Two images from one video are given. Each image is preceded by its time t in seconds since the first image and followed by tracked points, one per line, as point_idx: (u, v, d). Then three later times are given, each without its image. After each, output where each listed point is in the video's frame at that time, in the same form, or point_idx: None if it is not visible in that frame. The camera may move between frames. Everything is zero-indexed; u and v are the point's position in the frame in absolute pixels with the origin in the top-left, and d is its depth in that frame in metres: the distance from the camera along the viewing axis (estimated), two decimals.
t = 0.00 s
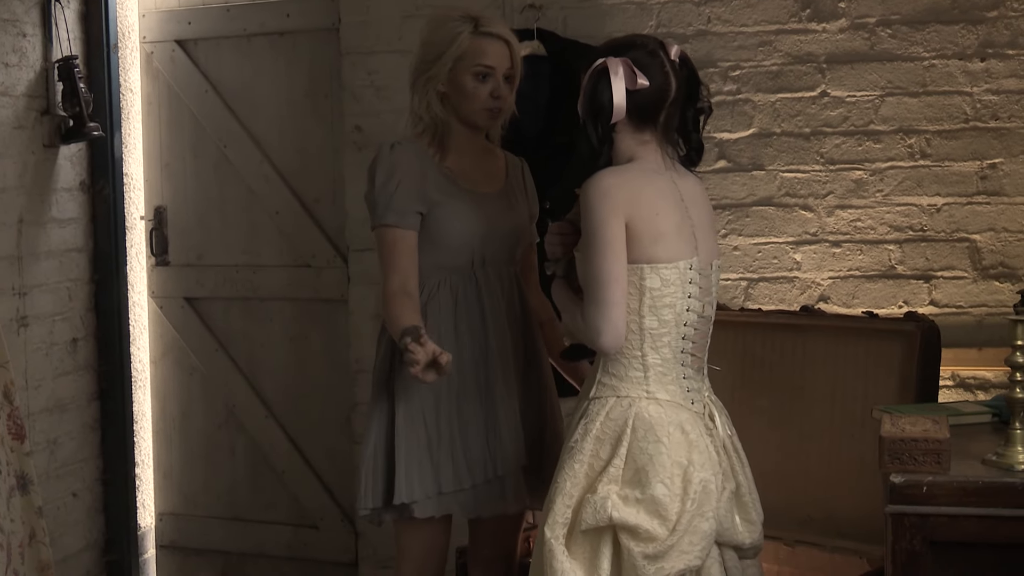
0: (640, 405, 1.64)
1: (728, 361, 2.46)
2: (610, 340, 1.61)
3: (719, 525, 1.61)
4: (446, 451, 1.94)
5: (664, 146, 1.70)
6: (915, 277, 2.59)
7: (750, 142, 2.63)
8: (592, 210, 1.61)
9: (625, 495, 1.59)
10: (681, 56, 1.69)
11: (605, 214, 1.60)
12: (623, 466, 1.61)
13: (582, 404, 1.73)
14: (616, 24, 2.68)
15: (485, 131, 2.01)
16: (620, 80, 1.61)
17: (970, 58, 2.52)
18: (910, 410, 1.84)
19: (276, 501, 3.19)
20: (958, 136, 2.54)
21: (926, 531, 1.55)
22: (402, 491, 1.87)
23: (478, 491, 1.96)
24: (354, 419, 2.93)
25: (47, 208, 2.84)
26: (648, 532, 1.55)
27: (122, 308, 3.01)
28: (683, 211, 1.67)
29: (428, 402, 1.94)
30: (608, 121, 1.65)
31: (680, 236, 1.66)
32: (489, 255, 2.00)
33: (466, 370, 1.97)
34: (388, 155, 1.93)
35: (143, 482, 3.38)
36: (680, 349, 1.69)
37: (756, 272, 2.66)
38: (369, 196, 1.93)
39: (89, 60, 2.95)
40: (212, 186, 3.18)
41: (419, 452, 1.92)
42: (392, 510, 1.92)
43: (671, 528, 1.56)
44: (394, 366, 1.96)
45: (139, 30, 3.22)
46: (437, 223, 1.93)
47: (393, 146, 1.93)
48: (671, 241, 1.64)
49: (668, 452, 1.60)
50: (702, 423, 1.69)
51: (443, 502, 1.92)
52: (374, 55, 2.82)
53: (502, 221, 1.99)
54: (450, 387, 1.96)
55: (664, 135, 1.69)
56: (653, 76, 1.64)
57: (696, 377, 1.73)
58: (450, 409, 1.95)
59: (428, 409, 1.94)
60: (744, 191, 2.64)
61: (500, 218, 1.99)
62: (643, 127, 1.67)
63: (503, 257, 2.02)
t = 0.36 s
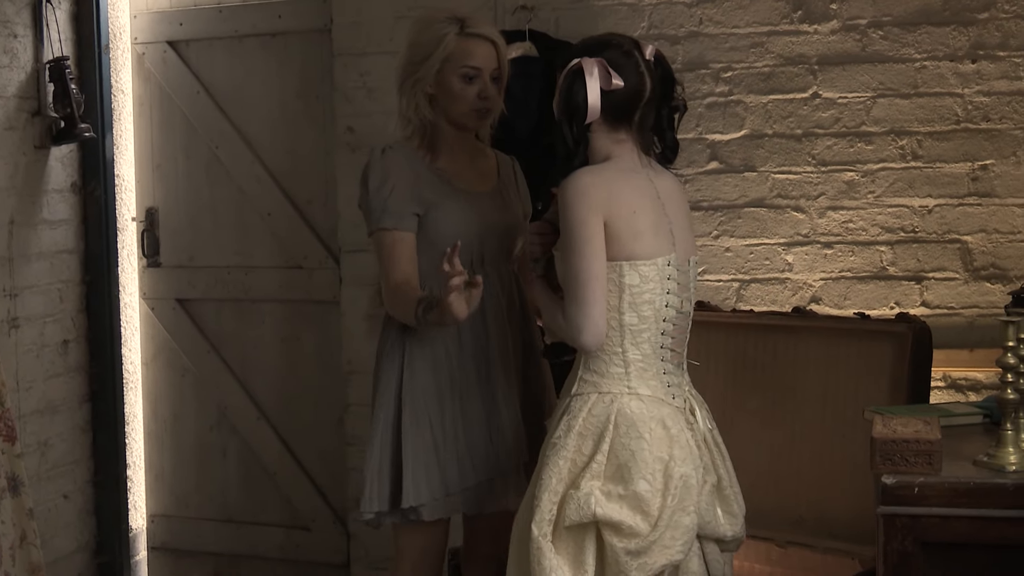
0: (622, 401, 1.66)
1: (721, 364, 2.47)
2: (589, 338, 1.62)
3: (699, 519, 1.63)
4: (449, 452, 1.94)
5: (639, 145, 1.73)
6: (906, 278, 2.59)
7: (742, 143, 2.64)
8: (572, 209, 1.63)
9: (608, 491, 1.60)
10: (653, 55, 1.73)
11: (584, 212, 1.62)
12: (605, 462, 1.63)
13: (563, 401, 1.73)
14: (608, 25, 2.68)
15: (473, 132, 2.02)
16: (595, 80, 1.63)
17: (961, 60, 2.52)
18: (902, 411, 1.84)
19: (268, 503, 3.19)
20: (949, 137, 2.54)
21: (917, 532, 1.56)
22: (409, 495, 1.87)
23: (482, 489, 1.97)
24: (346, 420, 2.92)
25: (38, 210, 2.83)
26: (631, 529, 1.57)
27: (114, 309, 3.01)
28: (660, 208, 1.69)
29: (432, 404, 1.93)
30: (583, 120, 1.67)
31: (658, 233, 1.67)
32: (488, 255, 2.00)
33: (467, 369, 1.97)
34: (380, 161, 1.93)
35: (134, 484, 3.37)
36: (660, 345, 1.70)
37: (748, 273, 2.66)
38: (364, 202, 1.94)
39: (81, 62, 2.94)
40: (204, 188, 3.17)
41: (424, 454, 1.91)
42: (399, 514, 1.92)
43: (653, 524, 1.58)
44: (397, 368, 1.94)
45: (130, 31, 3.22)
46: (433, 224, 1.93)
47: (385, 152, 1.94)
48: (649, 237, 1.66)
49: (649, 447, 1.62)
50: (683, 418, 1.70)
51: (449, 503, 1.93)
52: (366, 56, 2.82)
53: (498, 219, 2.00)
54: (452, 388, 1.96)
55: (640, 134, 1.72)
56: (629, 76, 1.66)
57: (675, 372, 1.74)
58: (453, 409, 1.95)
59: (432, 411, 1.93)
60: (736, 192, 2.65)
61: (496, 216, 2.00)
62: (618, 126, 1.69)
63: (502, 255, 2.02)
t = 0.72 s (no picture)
0: (592, 403, 1.66)
1: (715, 364, 2.47)
2: (555, 339, 1.62)
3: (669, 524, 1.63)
4: (457, 452, 1.95)
5: (615, 147, 1.73)
6: (900, 280, 2.60)
7: (736, 145, 2.64)
8: (543, 209, 1.63)
9: (577, 494, 1.61)
10: (633, 56, 1.72)
11: (554, 213, 1.62)
12: (574, 465, 1.63)
13: (536, 405, 1.74)
14: (602, 26, 2.68)
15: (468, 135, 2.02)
16: (565, 79, 1.62)
17: (954, 62, 2.52)
18: (896, 413, 1.84)
19: (262, 506, 3.18)
20: (943, 139, 2.54)
21: (911, 534, 1.56)
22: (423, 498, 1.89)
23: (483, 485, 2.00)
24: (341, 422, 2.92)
25: (31, 212, 2.83)
26: (598, 532, 1.57)
27: (107, 311, 3.01)
28: (634, 210, 1.69)
29: (439, 405, 1.94)
30: (553, 119, 1.66)
31: (630, 235, 1.67)
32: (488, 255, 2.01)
33: (470, 368, 1.98)
34: (373, 168, 1.95)
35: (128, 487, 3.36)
36: (632, 349, 1.70)
37: (742, 275, 2.67)
38: (359, 210, 1.96)
39: (74, 63, 2.94)
40: (197, 190, 3.17)
41: (433, 455, 1.92)
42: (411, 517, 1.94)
43: (621, 527, 1.58)
44: (403, 371, 1.94)
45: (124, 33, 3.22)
46: (430, 225, 1.94)
47: (378, 159, 1.96)
48: (620, 239, 1.66)
49: (618, 451, 1.62)
50: (655, 422, 1.70)
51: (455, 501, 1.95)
52: (360, 58, 2.82)
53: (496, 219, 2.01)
54: (457, 388, 1.96)
55: (616, 134, 1.72)
56: (602, 77, 1.66)
57: (650, 375, 1.74)
58: (459, 409, 1.96)
59: (440, 412, 1.94)
60: (730, 194, 2.65)
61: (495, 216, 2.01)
62: (592, 127, 1.70)
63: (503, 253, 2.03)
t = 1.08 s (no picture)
0: (568, 410, 1.66)
1: (712, 367, 2.47)
2: (531, 346, 1.64)
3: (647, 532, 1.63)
4: (460, 457, 1.95)
5: (596, 150, 1.72)
6: (897, 282, 2.60)
7: (732, 147, 2.64)
8: (519, 216, 1.63)
9: (551, 501, 1.61)
10: (614, 58, 1.71)
11: (529, 220, 1.62)
12: (549, 473, 1.64)
13: (514, 412, 1.75)
14: (600, 28, 2.68)
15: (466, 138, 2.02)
16: (540, 82, 1.63)
17: (951, 64, 2.53)
18: (894, 415, 1.85)
19: (259, 509, 3.18)
20: (939, 141, 2.54)
21: (909, 535, 1.56)
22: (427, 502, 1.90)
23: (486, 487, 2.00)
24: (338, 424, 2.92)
25: (28, 214, 2.83)
26: (571, 540, 1.57)
27: (104, 313, 3.01)
28: (613, 215, 1.68)
29: (441, 409, 1.94)
30: (528, 121, 1.66)
31: (608, 241, 1.67)
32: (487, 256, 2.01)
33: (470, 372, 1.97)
34: (369, 173, 1.97)
35: (126, 490, 3.36)
36: (611, 355, 1.70)
37: (739, 278, 2.67)
38: (358, 217, 1.96)
39: (71, 65, 2.94)
40: (194, 192, 3.17)
41: (436, 459, 1.92)
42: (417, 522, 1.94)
43: (595, 535, 1.58)
44: (404, 377, 1.95)
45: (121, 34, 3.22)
46: (427, 230, 1.94)
47: (375, 164, 1.98)
48: (597, 245, 1.65)
49: (593, 459, 1.61)
50: (635, 428, 1.70)
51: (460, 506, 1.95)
52: (356, 60, 2.82)
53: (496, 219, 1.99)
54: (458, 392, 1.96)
55: (597, 137, 1.72)
56: (580, 80, 1.65)
57: (631, 382, 1.74)
58: (461, 412, 1.95)
59: (441, 417, 1.94)
60: (727, 196, 2.65)
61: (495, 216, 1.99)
62: (571, 129, 1.69)
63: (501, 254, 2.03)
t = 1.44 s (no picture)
0: (559, 413, 1.66)
1: (710, 369, 2.48)
2: (523, 349, 1.63)
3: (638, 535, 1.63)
4: (456, 459, 1.95)
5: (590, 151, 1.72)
6: (895, 284, 2.60)
7: (731, 149, 2.64)
8: (512, 219, 1.63)
9: (541, 505, 1.61)
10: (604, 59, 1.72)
11: (522, 223, 1.62)
12: (540, 476, 1.64)
13: (506, 415, 1.75)
14: (599, 30, 2.68)
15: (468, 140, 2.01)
16: (532, 84, 1.62)
17: (949, 66, 2.53)
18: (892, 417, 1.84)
19: (257, 510, 3.18)
20: (938, 143, 2.55)
21: (907, 538, 1.56)
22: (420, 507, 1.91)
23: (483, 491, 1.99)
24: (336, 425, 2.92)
25: (26, 216, 2.83)
26: (562, 543, 1.57)
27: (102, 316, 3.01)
28: (606, 219, 1.68)
29: (437, 412, 1.94)
30: (521, 123, 1.66)
31: (601, 245, 1.67)
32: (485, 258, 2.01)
33: (466, 374, 1.97)
34: (370, 176, 1.98)
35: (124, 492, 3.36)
36: (603, 358, 1.70)
37: (737, 279, 2.67)
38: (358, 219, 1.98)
39: (70, 67, 2.94)
40: (193, 194, 3.17)
41: (432, 462, 1.93)
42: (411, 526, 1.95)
43: (586, 539, 1.58)
44: (400, 380, 1.95)
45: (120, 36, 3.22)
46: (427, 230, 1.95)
47: (375, 168, 1.98)
48: (590, 249, 1.66)
49: (584, 462, 1.62)
50: (626, 431, 1.70)
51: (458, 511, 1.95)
52: (356, 62, 2.82)
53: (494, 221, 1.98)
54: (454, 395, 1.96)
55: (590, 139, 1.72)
56: (573, 82, 1.65)
57: (623, 385, 1.74)
58: (456, 415, 1.95)
59: (437, 419, 1.94)
60: (725, 198, 2.66)
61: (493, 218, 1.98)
62: (565, 131, 1.69)
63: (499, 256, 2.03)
